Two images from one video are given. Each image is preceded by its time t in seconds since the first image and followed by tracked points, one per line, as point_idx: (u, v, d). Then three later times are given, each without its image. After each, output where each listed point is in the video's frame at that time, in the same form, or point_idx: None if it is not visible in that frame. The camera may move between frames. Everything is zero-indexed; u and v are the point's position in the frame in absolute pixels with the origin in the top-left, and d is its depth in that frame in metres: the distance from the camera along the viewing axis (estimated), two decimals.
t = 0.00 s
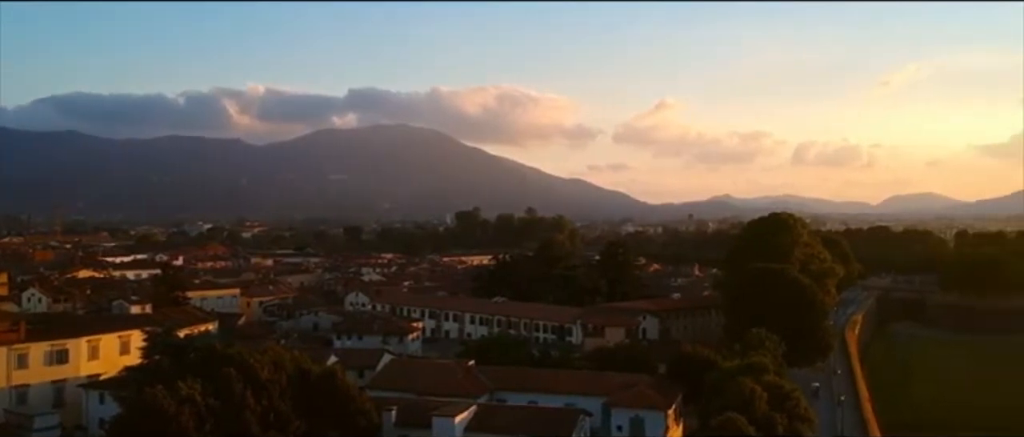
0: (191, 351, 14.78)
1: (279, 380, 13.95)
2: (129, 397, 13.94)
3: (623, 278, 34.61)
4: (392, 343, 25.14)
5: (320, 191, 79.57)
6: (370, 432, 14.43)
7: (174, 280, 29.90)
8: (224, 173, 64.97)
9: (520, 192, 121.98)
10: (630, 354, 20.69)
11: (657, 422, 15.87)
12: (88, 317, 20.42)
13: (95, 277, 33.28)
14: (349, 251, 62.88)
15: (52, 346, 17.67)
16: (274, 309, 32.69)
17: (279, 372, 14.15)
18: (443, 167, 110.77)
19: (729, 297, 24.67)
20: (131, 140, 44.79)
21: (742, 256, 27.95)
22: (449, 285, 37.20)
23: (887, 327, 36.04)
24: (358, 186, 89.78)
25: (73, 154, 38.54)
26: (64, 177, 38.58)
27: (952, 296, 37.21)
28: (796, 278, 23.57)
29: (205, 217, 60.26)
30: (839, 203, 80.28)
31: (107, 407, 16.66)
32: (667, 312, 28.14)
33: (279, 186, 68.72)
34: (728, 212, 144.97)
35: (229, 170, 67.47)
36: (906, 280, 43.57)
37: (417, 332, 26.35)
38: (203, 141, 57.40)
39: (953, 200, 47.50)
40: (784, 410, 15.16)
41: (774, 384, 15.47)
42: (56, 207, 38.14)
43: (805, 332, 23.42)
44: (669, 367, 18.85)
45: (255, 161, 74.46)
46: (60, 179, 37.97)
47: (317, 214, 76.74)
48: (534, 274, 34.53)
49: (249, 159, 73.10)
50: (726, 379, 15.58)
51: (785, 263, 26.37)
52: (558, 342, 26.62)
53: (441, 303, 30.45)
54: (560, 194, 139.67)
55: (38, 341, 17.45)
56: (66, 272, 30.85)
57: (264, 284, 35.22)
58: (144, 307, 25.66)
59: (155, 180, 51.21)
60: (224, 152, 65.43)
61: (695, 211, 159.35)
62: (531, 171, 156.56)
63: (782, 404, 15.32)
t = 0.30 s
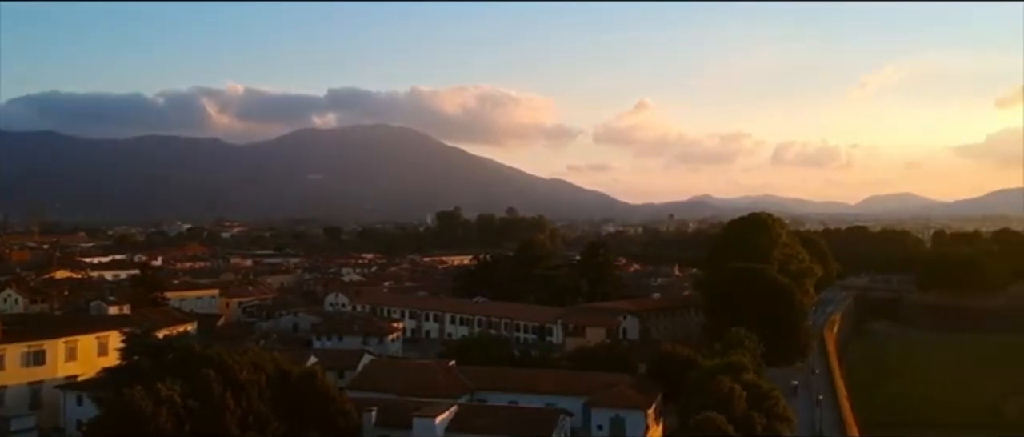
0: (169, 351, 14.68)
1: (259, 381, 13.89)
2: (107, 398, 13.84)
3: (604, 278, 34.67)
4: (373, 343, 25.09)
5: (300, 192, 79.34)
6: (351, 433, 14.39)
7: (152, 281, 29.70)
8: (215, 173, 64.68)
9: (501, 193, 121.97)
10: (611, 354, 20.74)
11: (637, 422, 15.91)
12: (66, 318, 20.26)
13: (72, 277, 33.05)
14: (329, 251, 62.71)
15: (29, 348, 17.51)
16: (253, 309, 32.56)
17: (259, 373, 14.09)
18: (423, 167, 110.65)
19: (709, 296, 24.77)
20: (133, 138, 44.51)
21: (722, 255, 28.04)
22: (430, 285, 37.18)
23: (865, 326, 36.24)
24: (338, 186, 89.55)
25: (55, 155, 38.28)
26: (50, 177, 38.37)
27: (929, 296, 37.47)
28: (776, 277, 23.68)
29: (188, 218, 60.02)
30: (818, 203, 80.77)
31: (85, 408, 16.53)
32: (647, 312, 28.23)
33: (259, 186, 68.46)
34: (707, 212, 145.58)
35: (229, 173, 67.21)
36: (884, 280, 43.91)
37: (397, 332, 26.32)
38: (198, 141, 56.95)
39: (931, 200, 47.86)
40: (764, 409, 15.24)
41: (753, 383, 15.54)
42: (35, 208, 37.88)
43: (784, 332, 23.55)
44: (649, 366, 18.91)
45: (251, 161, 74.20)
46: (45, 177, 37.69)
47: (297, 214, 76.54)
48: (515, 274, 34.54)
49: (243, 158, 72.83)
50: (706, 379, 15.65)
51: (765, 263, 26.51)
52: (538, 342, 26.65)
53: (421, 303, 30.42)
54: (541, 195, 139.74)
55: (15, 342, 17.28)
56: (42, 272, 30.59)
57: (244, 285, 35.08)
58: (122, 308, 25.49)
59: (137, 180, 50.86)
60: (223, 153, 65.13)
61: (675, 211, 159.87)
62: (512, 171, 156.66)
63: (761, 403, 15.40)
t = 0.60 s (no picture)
0: (152, 352, 14.61)
1: (242, 381, 13.85)
2: (89, 399, 13.76)
3: (588, 278, 34.74)
4: (357, 343, 25.04)
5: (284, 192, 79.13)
6: (335, 433, 14.37)
7: (135, 281, 29.54)
8: (197, 173, 64.43)
9: (485, 193, 121.93)
10: (595, 354, 20.77)
11: (621, 421, 15.94)
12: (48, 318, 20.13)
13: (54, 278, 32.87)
14: (313, 251, 62.54)
15: (11, 349, 17.39)
16: (237, 309, 32.45)
17: (243, 373, 14.05)
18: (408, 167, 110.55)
19: (693, 296, 24.84)
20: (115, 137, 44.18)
21: (706, 255, 28.12)
22: (415, 285, 37.14)
23: (848, 325, 36.42)
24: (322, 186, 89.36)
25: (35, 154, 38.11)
26: (27, 177, 38.00)
27: (911, 295, 37.70)
28: (759, 278, 23.78)
29: (170, 218, 59.80)
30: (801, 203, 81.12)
31: (67, 409, 16.43)
32: (631, 312, 28.30)
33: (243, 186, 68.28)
34: (691, 212, 145.99)
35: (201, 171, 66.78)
36: (866, 279, 44.18)
37: (382, 332, 26.29)
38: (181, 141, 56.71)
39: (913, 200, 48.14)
40: (747, 408, 15.31)
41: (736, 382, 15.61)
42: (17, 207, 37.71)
43: (768, 332, 23.66)
44: (633, 366, 18.96)
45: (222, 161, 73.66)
46: (26, 178, 37.41)
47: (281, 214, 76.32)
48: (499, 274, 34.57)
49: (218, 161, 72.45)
50: (690, 378, 15.71)
51: (749, 263, 26.60)
52: (523, 342, 26.66)
53: (405, 303, 30.39)
54: (525, 195, 139.72)
55: None
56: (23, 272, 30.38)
57: (228, 285, 34.95)
58: (104, 308, 25.35)
59: (120, 180, 50.64)
60: (203, 154, 64.85)
61: (659, 211, 160.22)
62: (497, 171, 156.71)
63: (744, 402, 15.47)
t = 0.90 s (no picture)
0: (132, 353, 14.50)
1: (224, 382, 13.78)
2: (68, 401, 13.65)
3: (571, 278, 34.82)
4: (339, 344, 24.97)
5: (265, 192, 78.85)
6: (318, 434, 14.32)
7: (115, 281, 29.34)
8: (180, 173, 64.10)
9: (468, 194, 121.69)
10: (578, 354, 20.78)
11: (604, 421, 15.95)
12: (27, 319, 19.96)
13: (34, 278, 32.63)
14: (295, 251, 62.30)
15: None
16: (219, 310, 32.26)
17: (225, 373, 13.99)
18: (390, 168, 110.37)
19: (675, 296, 24.87)
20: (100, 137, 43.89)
21: (688, 255, 28.15)
22: (397, 285, 37.06)
23: (828, 324, 36.58)
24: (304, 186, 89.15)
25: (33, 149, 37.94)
26: (14, 178, 37.78)
27: (891, 294, 37.94)
28: (741, 278, 23.84)
29: (152, 218, 59.50)
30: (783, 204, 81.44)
31: (46, 410, 16.29)
32: (614, 311, 28.34)
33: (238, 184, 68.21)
34: (674, 212, 146.33)
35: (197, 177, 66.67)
36: (848, 278, 44.43)
37: (364, 333, 26.22)
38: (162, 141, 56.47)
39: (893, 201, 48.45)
40: (729, 406, 15.36)
41: (719, 381, 15.65)
42: None
43: (750, 331, 23.72)
44: (616, 366, 18.97)
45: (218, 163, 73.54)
46: (12, 179, 37.17)
47: (264, 214, 76.01)
48: (482, 273, 34.56)
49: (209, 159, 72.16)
50: (672, 377, 15.75)
51: (730, 263, 26.63)
52: (506, 341, 26.65)
53: (388, 303, 30.32)
54: (508, 195, 139.54)
55: None
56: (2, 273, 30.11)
57: (209, 285, 34.76)
58: (85, 309, 25.18)
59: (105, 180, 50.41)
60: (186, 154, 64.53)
61: (642, 212, 160.54)
62: (479, 171, 156.66)
63: (726, 401, 15.52)
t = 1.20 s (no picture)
0: (112, 353, 14.41)
1: (205, 382, 13.74)
2: (48, 402, 13.56)
3: (553, 278, 34.87)
4: (321, 344, 24.91)
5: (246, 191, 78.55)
6: (300, 434, 14.28)
7: (95, 281, 29.15)
8: (164, 174, 63.83)
9: (450, 193, 121.51)
10: (560, 354, 20.82)
11: (586, 420, 15.99)
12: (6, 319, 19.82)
13: (13, 279, 32.41)
14: (276, 251, 62.12)
15: None
16: (200, 310, 32.11)
17: (206, 374, 13.94)
18: (371, 168, 110.16)
19: (657, 296, 24.97)
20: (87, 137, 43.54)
21: (670, 255, 28.24)
22: (379, 285, 37.00)
23: (809, 323, 36.80)
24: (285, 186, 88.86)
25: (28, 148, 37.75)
26: (1, 180, 37.53)
27: (870, 293, 38.22)
28: (722, 277, 23.99)
29: (134, 218, 59.23)
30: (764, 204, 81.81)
31: (25, 412, 16.17)
32: (596, 311, 28.41)
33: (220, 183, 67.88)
34: (655, 211, 146.66)
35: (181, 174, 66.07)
36: (827, 278, 44.72)
37: (346, 333, 26.18)
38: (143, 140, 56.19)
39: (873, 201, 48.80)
40: (711, 405, 15.43)
41: (700, 380, 15.74)
42: None
43: (731, 330, 23.85)
44: (598, 365, 19.04)
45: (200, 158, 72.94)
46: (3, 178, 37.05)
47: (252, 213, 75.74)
48: (465, 272, 34.56)
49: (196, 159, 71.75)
50: (654, 376, 15.82)
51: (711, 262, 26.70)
52: (488, 341, 26.65)
53: (370, 303, 30.27)
54: (490, 195, 139.52)
55: None
56: None
57: (190, 285, 34.59)
58: (64, 309, 25.01)
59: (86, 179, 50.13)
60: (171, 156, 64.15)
61: (623, 211, 160.87)
62: (461, 171, 156.58)
63: (708, 400, 15.60)
